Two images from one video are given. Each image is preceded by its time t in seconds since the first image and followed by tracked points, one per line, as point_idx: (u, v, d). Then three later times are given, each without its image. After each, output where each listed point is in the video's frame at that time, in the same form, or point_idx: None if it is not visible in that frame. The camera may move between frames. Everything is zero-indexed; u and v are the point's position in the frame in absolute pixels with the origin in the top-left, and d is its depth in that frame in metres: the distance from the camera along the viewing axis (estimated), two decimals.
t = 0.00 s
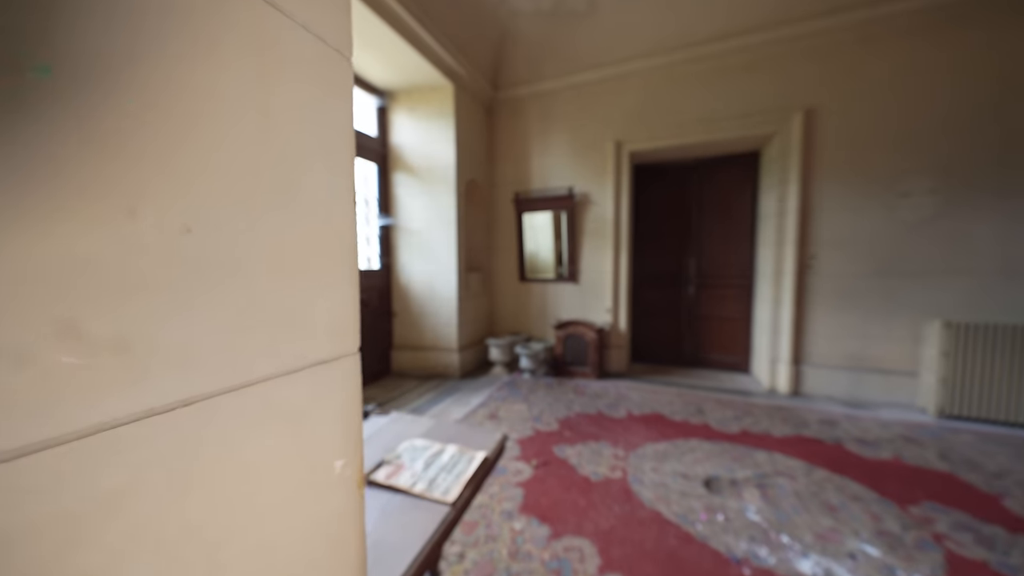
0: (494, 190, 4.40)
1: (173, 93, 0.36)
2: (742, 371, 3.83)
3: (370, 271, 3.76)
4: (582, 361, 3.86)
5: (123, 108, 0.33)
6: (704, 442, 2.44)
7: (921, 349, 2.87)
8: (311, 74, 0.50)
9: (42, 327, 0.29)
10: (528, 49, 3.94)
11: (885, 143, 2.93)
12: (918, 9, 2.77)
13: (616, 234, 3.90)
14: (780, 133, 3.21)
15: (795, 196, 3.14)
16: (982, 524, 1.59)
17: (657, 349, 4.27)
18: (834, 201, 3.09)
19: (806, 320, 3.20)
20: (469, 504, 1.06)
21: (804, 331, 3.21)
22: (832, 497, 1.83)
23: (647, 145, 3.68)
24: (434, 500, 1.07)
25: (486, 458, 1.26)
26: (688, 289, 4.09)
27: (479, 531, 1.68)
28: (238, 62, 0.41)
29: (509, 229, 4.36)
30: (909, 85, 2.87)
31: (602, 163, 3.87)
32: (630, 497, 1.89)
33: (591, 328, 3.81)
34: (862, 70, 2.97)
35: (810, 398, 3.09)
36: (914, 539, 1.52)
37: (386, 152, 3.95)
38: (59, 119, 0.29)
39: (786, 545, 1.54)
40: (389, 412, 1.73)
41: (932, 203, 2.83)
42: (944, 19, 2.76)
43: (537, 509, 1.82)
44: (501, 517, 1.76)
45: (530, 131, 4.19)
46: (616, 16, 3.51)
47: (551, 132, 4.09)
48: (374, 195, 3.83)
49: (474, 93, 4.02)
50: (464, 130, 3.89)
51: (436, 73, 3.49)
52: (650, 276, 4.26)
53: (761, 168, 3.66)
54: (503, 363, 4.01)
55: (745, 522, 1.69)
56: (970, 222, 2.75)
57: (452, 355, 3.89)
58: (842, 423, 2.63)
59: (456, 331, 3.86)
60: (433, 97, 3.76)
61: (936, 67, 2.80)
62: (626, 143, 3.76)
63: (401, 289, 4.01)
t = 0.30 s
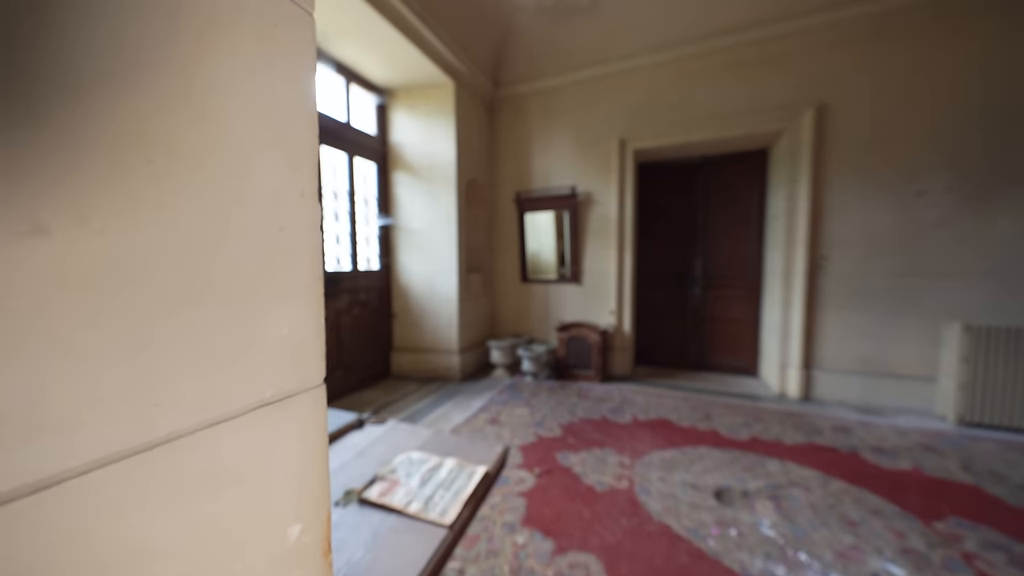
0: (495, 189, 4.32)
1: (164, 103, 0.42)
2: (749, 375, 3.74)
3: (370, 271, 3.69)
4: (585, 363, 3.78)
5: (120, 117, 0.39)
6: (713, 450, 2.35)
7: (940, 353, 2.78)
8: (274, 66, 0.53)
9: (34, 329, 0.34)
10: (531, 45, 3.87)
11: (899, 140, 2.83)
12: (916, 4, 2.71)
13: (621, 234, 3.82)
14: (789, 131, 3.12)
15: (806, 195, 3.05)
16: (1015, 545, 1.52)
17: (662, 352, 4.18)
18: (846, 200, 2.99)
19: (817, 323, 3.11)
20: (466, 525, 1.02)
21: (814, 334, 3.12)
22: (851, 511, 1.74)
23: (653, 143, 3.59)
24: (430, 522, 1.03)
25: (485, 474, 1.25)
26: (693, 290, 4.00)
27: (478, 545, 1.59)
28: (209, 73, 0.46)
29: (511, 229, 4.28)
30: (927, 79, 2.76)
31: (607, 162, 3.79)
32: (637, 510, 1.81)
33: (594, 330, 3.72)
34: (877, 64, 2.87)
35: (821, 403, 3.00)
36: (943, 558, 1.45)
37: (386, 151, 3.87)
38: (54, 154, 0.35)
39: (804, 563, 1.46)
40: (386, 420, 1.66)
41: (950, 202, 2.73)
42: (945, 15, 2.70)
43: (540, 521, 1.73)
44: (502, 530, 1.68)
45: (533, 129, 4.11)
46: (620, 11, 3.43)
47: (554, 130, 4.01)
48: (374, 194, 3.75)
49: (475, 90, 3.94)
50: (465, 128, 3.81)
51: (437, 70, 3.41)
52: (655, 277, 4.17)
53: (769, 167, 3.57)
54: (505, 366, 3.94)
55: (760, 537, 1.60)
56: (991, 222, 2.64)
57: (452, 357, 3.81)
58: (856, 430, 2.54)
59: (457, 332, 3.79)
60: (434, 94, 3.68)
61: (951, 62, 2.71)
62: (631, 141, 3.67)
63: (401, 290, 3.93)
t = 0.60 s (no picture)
0: (503, 190, 4.27)
1: (114, 188, 0.45)
2: (764, 379, 3.63)
3: (376, 273, 3.65)
4: (594, 367, 3.70)
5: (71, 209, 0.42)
6: (728, 459, 2.26)
7: (968, 359, 2.65)
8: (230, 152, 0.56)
9: None
10: (539, 42, 3.81)
11: (924, 135, 2.71)
12: (890, 6, 2.70)
13: (631, 235, 3.74)
14: (808, 127, 3.00)
15: (824, 194, 2.93)
16: None
17: (673, 355, 4.08)
18: (867, 198, 2.87)
19: (837, 327, 2.99)
20: (470, 548, 0.97)
21: (833, 338, 3.00)
22: (879, 527, 1.64)
23: (664, 141, 3.50)
24: (431, 545, 0.98)
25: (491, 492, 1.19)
26: (706, 292, 3.90)
27: (484, 560, 1.53)
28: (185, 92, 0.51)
29: (519, 229, 4.22)
30: (956, 70, 2.62)
31: (616, 161, 3.70)
32: (650, 523, 1.73)
33: (604, 332, 3.64)
34: (902, 56, 2.74)
35: (840, 410, 2.89)
36: None
37: (393, 151, 3.83)
38: None
39: None
40: (389, 429, 1.61)
41: (980, 200, 2.60)
42: (937, 13, 2.64)
43: (549, 535, 1.67)
44: (509, 544, 1.62)
45: (541, 127, 4.04)
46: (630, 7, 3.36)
47: (563, 129, 3.94)
48: (380, 195, 3.72)
49: (482, 89, 3.89)
50: (473, 127, 3.76)
51: (443, 68, 3.36)
52: (666, 279, 4.07)
53: (786, 165, 3.46)
54: (512, 369, 3.88)
55: (781, 555, 1.52)
56: None
57: (459, 360, 3.76)
58: (879, 439, 2.43)
59: (464, 335, 3.73)
60: (441, 93, 3.64)
61: (980, 52, 2.57)
62: (641, 139, 3.58)
63: (408, 292, 3.89)
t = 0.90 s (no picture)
0: (507, 189, 4.21)
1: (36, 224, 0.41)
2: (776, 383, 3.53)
3: (379, 273, 3.61)
4: (600, 369, 3.62)
5: None
6: (739, 467, 2.17)
7: (992, 363, 2.53)
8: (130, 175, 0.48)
9: None
10: (543, 39, 3.74)
11: (947, 129, 2.59)
12: (862, 7, 2.72)
13: (638, 235, 3.65)
14: (823, 123, 2.90)
15: (840, 191, 2.83)
16: None
17: (682, 357, 3.99)
18: (886, 196, 2.76)
19: (853, 330, 2.88)
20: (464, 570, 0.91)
21: (849, 341, 2.89)
22: (901, 543, 1.55)
23: (672, 139, 3.41)
24: (423, 567, 0.92)
25: (488, 506, 1.13)
26: (715, 293, 3.80)
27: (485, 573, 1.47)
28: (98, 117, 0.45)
29: (524, 229, 4.15)
30: (983, 61, 2.50)
31: (623, 159, 3.62)
32: (657, 535, 1.66)
33: (610, 334, 3.56)
34: (924, 48, 2.63)
35: (856, 416, 2.78)
36: None
37: (396, 151, 3.79)
38: None
39: None
40: (386, 436, 1.56)
41: (1006, 197, 2.48)
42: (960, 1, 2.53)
43: (552, 547, 1.60)
44: (511, 555, 1.56)
45: (546, 125, 3.97)
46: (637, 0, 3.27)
47: (569, 126, 3.86)
48: (383, 195, 3.68)
49: (487, 87, 3.84)
50: (477, 125, 3.71)
51: (446, 66, 3.31)
52: (674, 280, 3.98)
53: (799, 162, 3.35)
54: (517, 370, 3.81)
55: (797, 572, 1.44)
56: None
57: (463, 362, 3.71)
58: (899, 447, 2.32)
59: (467, 336, 3.68)
60: (445, 92, 3.58)
61: (1006, 41, 2.45)
62: (649, 136, 3.50)
63: (411, 292, 3.85)
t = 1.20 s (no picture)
0: (513, 188, 4.15)
1: None
2: (790, 387, 3.40)
3: (383, 273, 3.58)
4: (607, 371, 3.54)
5: None
6: (752, 476, 2.08)
7: None
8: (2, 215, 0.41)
9: None
10: (549, 34, 3.67)
11: (974, 122, 2.46)
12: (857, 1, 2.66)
13: (646, 233, 3.56)
14: (841, 116, 2.77)
15: (859, 187, 2.70)
16: None
17: (692, 360, 3.88)
18: (908, 192, 2.63)
19: (872, 333, 2.76)
20: None
21: (868, 344, 2.76)
22: (928, 562, 1.45)
23: (682, 134, 3.31)
24: None
25: (482, 520, 1.07)
26: (726, 293, 3.69)
27: None
28: None
29: (529, 228, 4.09)
30: (1014, 50, 2.37)
31: (631, 156, 3.53)
32: (665, 548, 1.58)
33: (618, 335, 3.47)
34: (951, 36, 2.50)
35: (876, 423, 2.65)
36: None
37: (400, 150, 3.75)
38: None
39: None
40: (380, 441, 1.51)
41: None
42: None
43: (554, 558, 1.53)
44: (511, 566, 1.49)
45: (552, 123, 3.90)
46: None
47: (575, 123, 3.79)
48: (387, 194, 3.65)
49: (491, 84, 3.78)
50: (481, 123, 3.65)
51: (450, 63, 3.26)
52: (684, 280, 3.87)
53: (815, 158, 3.23)
54: (521, 372, 3.74)
55: None
56: None
57: (466, 363, 3.65)
58: (923, 456, 2.20)
59: (471, 337, 3.62)
60: (448, 90, 3.54)
61: None
62: (658, 132, 3.41)
63: (415, 292, 3.81)
